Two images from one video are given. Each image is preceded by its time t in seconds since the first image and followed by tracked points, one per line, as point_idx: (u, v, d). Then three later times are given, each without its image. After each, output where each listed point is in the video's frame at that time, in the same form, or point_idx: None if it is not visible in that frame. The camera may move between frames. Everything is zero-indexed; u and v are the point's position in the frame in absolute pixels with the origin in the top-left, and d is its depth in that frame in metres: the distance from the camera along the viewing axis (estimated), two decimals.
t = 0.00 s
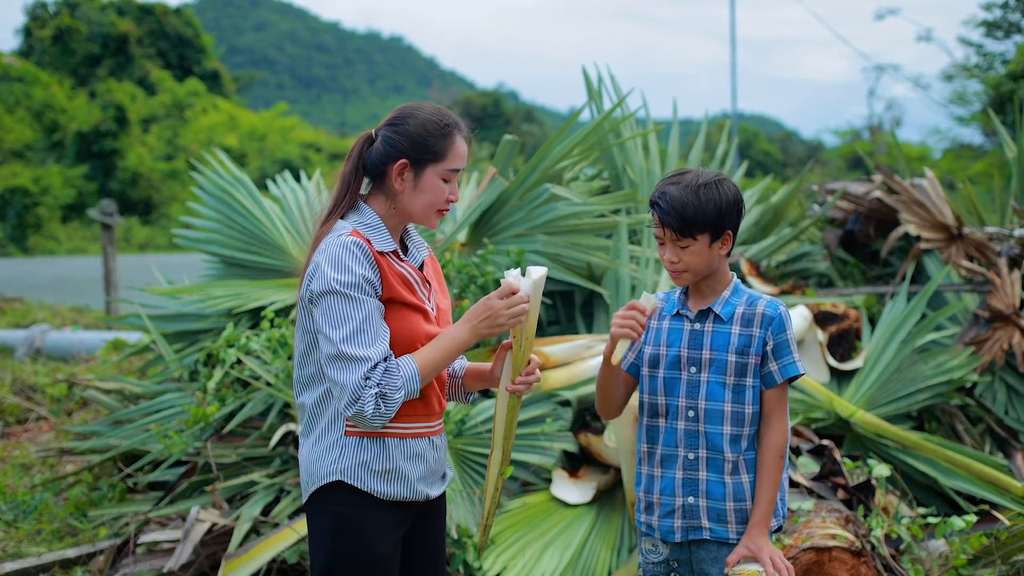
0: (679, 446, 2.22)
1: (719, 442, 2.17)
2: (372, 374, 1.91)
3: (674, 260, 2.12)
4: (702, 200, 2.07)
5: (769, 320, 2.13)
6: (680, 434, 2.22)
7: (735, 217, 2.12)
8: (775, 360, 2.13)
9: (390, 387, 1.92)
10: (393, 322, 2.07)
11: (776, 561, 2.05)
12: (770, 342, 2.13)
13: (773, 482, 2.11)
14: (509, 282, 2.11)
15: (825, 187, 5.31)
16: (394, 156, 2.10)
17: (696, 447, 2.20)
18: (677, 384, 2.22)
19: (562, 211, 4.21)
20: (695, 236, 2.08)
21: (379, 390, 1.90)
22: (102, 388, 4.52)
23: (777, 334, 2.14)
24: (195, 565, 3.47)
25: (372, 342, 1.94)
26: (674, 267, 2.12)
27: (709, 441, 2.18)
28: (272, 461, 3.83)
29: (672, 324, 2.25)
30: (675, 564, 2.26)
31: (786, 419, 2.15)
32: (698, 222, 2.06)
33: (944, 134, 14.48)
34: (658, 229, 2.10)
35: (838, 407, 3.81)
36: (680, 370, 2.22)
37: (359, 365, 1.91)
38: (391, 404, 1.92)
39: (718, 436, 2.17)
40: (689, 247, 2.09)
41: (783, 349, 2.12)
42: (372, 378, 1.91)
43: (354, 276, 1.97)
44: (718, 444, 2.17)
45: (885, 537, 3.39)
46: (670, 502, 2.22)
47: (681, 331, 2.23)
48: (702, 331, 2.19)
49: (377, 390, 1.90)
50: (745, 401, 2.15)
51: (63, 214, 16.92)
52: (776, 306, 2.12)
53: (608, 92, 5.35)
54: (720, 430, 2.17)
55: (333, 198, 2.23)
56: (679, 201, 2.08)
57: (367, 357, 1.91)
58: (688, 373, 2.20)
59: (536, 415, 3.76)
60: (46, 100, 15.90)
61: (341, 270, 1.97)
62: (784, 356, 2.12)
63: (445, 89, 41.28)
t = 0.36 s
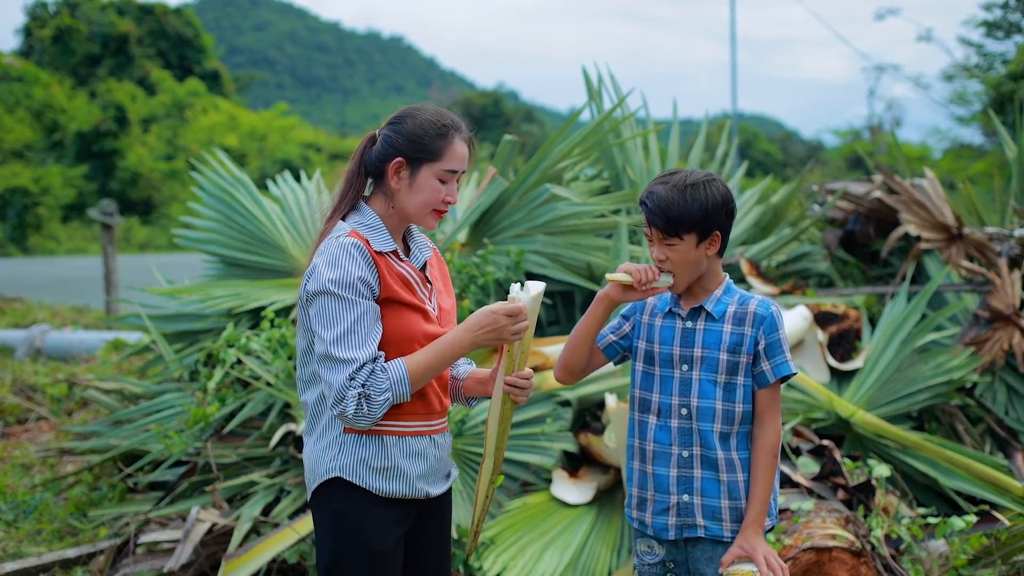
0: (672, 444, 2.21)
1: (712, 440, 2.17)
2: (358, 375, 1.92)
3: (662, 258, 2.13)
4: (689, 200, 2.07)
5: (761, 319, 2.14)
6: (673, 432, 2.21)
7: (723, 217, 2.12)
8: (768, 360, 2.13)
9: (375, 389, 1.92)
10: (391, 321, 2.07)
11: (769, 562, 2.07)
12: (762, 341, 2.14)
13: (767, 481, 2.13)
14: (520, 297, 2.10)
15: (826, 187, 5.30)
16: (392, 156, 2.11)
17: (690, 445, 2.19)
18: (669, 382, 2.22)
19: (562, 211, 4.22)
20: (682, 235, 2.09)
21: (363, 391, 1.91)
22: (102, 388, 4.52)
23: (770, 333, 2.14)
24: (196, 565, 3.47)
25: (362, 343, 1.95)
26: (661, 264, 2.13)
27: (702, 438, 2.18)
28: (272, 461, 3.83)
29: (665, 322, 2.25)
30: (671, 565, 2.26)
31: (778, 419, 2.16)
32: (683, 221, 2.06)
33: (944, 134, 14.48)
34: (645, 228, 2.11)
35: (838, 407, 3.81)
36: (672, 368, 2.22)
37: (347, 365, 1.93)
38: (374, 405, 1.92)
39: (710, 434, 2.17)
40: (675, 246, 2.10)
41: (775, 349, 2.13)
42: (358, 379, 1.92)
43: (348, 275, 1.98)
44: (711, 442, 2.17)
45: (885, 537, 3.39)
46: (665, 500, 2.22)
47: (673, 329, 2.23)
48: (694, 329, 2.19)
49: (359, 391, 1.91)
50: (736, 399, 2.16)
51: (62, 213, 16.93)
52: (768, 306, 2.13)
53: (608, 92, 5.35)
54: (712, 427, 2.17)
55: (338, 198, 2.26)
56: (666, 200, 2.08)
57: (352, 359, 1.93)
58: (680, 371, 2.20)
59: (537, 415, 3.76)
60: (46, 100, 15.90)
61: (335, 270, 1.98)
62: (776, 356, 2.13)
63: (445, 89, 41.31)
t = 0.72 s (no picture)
0: (666, 442, 2.22)
1: (706, 439, 2.18)
2: (337, 373, 1.94)
3: (658, 257, 2.14)
4: (685, 200, 2.09)
5: (756, 319, 2.15)
6: (667, 431, 2.22)
7: (721, 219, 2.13)
8: (762, 361, 2.14)
9: (351, 387, 1.93)
10: (391, 320, 2.08)
11: (764, 561, 2.07)
12: (756, 342, 2.14)
13: (761, 481, 2.13)
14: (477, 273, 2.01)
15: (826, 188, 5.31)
16: (398, 159, 2.11)
17: (684, 444, 2.20)
18: (663, 381, 2.23)
19: (563, 211, 4.22)
20: (677, 235, 2.10)
21: (338, 389, 1.93)
22: (104, 388, 4.52)
23: (764, 334, 2.15)
24: (197, 564, 3.49)
25: (347, 341, 1.96)
26: (656, 263, 2.15)
27: (696, 437, 2.19)
28: (273, 461, 3.83)
29: (660, 321, 2.25)
30: (667, 565, 2.27)
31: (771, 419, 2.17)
32: (678, 222, 2.08)
33: (944, 134, 14.47)
34: (641, 227, 2.13)
35: (838, 407, 3.82)
36: (667, 367, 2.23)
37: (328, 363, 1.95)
38: (352, 404, 1.93)
39: (704, 433, 2.18)
40: (670, 246, 2.11)
41: (770, 350, 2.14)
42: (335, 378, 1.94)
43: (341, 273, 1.99)
44: (704, 441, 2.18)
45: (885, 537, 3.41)
46: (659, 498, 2.22)
47: (668, 328, 2.23)
48: (690, 328, 2.20)
49: (336, 388, 1.93)
50: (730, 399, 2.17)
51: (62, 214, 16.94)
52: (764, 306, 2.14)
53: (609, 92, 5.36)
54: (706, 426, 2.18)
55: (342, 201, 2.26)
56: (662, 200, 2.09)
57: (333, 357, 1.95)
58: (674, 370, 2.21)
59: (537, 415, 3.75)
60: (47, 100, 15.90)
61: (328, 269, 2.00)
62: (771, 357, 2.14)
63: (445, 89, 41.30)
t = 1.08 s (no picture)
0: (664, 442, 2.22)
1: (704, 438, 2.18)
2: (376, 363, 1.90)
3: (658, 260, 2.13)
4: (685, 203, 2.09)
5: (754, 319, 2.16)
6: (665, 431, 2.22)
7: (720, 219, 2.14)
8: (761, 360, 2.15)
9: (393, 377, 1.89)
10: (396, 318, 2.09)
11: (765, 560, 2.07)
12: (755, 342, 2.15)
13: (760, 479, 2.14)
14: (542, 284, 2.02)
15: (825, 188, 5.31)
16: (401, 161, 2.11)
17: (682, 443, 2.20)
18: (661, 381, 2.23)
19: (563, 211, 4.23)
20: (678, 238, 2.10)
21: (380, 379, 1.89)
22: (103, 388, 4.51)
23: (763, 333, 2.16)
24: (196, 564, 3.48)
25: (378, 333, 1.93)
26: (656, 267, 2.13)
27: (695, 437, 2.19)
28: (272, 461, 3.83)
29: (657, 322, 2.26)
30: (664, 565, 2.27)
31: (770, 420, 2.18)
32: (677, 225, 2.08)
33: (943, 134, 14.47)
34: (641, 231, 2.11)
35: (838, 407, 3.82)
36: (664, 367, 2.23)
37: (363, 356, 1.91)
38: (394, 394, 1.90)
39: (702, 433, 2.18)
40: (671, 248, 2.11)
41: (769, 349, 2.14)
42: (375, 367, 1.89)
43: (355, 270, 1.98)
44: (702, 441, 2.18)
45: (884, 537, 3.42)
46: (657, 499, 2.23)
47: (666, 328, 2.24)
48: (688, 328, 2.20)
49: (376, 377, 1.89)
50: (728, 399, 2.17)
51: (61, 213, 16.93)
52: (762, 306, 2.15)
53: (608, 92, 5.36)
54: (704, 426, 2.18)
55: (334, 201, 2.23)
56: (663, 204, 2.09)
57: (372, 347, 1.91)
58: (672, 369, 2.21)
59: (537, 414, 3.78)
60: (46, 100, 15.84)
61: (343, 267, 1.98)
62: (770, 356, 2.14)
63: (445, 89, 41.29)
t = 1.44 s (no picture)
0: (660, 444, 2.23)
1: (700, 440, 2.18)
2: (417, 361, 1.94)
3: (664, 254, 2.13)
4: (694, 195, 2.10)
5: (746, 317, 2.15)
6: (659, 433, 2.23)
7: (722, 214, 2.16)
8: (756, 357, 2.14)
9: (437, 377, 1.95)
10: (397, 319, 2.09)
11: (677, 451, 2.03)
12: (748, 340, 2.15)
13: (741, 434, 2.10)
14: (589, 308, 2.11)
15: (822, 188, 5.31)
16: (392, 159, 2.11)
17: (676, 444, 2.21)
18: (657, 383, 2.23)
19: (559, 212, 4.23)
20: (686, 230, 2.10)
21: (424, 378, 1.93)
22: (99, 388, 4.49)
23: (756, 331, 2.15)
24: (193, 564, 3.49)
25: (407, 331, 1.96)
26: (662, 261, 2.13)
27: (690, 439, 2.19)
28: (268, 460, 3.83)
29: (653, 325, 2.26)
30: (660, 564, 2.28)
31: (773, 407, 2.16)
32: (689, 216, 2.08)
33: (941, 134, 14.47)
34: (648, 223, 2.10)
35: (835, 407, 3.82)
36: (660, 369, 2.23)
37: (401, 355, 1.93)
38: (434, 391, 1.94)
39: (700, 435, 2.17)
40: (679, 241, 2.11)
41: (764, 346, 2.14)
42: (418, 365, 1.93)
43: (371, 271, 1.99)
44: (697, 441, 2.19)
45: (880, 537, 3.43)
46: (653, 500, 2.24)
47: (661, 330, 2.24)
48: (682, 330, 2.21)
49: (419, 376, 1.93)
50: (725, 398, 2.17)
51: (59, 213, 16.92)
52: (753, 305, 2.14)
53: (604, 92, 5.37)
54: (700, 427, 2.17)
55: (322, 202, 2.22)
56: (671, 195, 2.09)
57: (408, 345, 1.93)
58: (668, 372, 2.22)
59: (533, 414, 3.77)
60: (43, 100, 16.17)
61: (359, 270, 1.98)
62: (765, 354, 2.13)
63: (444, 89, 41.28)
